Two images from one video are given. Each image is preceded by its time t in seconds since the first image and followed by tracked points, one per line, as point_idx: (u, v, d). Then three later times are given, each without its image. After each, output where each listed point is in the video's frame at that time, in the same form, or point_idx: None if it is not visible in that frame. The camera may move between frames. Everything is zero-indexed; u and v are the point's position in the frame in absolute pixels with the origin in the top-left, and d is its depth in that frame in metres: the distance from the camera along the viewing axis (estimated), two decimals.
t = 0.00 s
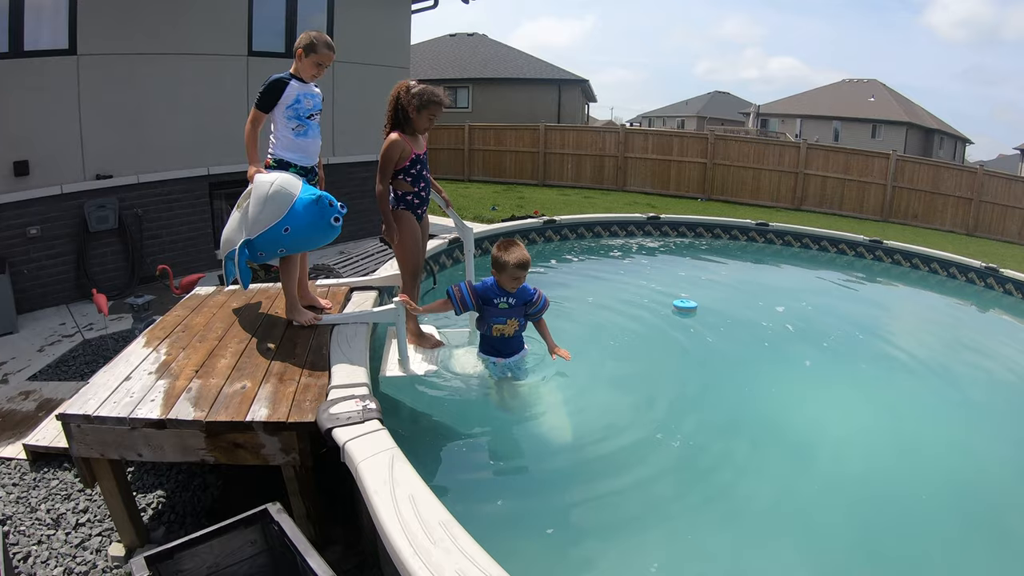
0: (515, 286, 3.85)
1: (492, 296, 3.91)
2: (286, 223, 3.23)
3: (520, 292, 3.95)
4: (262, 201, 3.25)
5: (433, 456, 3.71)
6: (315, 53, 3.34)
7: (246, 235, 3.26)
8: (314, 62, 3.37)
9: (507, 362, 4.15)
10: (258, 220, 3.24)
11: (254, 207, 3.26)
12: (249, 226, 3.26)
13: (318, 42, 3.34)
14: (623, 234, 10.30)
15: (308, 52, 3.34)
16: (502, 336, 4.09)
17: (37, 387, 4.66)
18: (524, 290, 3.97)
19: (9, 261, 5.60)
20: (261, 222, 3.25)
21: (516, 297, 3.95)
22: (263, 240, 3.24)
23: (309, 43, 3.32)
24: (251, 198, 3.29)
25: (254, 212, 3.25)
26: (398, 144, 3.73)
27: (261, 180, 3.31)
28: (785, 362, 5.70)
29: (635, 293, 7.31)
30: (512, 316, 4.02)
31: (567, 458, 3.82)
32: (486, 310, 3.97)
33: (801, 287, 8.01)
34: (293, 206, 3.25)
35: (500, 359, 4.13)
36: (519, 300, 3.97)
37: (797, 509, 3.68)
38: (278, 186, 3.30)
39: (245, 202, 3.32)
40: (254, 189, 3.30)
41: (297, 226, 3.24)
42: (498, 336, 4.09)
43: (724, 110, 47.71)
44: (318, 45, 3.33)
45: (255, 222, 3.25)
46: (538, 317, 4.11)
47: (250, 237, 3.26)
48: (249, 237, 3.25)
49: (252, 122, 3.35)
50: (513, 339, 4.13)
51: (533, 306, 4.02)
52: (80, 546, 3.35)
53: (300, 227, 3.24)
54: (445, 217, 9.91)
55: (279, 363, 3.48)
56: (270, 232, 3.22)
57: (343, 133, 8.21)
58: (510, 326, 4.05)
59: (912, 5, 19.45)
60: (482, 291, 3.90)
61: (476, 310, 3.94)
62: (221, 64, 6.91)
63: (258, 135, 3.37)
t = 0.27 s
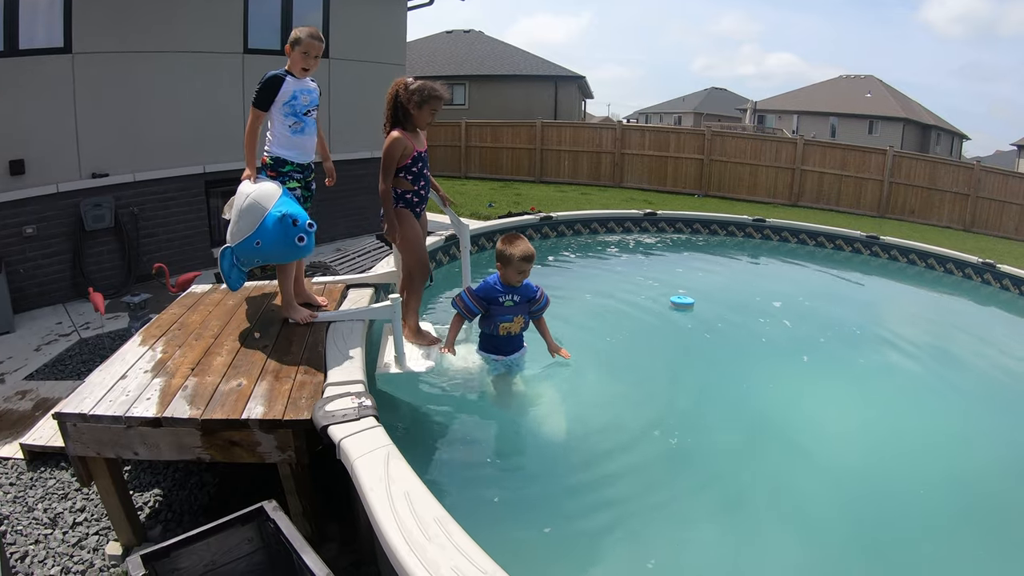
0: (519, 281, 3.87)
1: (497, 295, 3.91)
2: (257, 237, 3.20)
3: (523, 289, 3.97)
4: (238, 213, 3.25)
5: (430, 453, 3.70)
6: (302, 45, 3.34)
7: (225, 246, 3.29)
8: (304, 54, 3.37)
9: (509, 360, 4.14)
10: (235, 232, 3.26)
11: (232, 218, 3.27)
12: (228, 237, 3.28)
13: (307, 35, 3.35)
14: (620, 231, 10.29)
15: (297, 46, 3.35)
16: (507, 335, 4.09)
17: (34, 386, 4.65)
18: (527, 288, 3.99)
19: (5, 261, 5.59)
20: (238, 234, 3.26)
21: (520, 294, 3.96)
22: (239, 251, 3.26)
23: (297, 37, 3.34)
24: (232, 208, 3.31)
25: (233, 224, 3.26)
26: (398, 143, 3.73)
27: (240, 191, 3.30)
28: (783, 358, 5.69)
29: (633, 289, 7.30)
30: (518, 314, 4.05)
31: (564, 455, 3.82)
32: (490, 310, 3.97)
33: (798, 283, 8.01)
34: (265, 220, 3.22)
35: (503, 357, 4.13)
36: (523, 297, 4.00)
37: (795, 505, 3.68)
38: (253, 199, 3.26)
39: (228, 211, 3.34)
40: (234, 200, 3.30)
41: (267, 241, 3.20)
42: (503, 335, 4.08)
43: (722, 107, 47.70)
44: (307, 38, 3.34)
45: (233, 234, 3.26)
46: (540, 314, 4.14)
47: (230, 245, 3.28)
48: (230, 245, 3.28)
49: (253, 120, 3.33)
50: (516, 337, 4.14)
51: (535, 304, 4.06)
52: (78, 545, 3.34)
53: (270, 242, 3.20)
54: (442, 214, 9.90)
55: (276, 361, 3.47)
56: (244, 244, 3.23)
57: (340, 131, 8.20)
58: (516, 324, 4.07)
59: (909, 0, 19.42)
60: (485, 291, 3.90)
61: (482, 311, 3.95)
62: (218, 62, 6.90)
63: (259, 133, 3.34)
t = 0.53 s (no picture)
0: (525, 282, 3.86)
1: (506, 300, 3.89)
2: (244, 252, 3.22)
3: (526, 290, 3.96)
4: (229, 226, 3.28)
5: (432, 457, 3.71)
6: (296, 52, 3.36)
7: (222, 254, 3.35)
8: (301, 60, 3.37)
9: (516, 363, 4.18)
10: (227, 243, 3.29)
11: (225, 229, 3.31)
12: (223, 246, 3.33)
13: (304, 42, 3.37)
14: (621, 235, 10.30)
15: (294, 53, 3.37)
16: (517, 338, 4.11)
17: (36, 391, 4.66)
18: (530, 288, 3.99)
19: (7, 266, 5.61)
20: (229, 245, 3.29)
21: (526, 296, 3.95)
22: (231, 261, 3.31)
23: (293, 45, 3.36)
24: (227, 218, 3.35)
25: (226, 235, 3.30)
26: (408, 151, 3.72)
27: (233, 203, 3.31)
28: (784, 361, 5.70)
29: (634, 293, 7.31)
30: (527, 315, 4.05)
31: (566, 459, 3.83)
32: (502, 316, 3.95)
33: (799, 287, 8.01)
34: (250, 235, 3.22)
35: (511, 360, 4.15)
36: (529, 297, 3.98)
37: (796, 508, 3.69)
38: (241, 212, 3.26)
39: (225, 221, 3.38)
40: (228, 210, 3.33)
41: (252, 256, 3.21)
42: (514, 339, 4.09)
43: (723, 110, 47.76)
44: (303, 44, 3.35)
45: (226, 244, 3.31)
46: (542, 312, 4.17)
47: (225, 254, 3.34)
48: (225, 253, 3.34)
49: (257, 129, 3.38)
50: (522, 338, 4.16)
51: (538, 305, 4.07)
52: (81, 549, 3.35)
53: (254, 258, 3.21)
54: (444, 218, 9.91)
55: (278, 366, 3.47)
56: (233, 255, 3.27)
57: (341, 136, 8.22)
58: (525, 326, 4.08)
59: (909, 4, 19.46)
60: (492, 298, 3.87)
61: (494, 318, 3.93)
62: (220, 67, 6.92)
63: (262, 141, 3.40)
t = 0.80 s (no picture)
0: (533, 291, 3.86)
1: (515, 310, 3.88)
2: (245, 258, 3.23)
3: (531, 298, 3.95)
4: (235, 234, 3.32)
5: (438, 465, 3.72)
6: (307, 62, 3.45)
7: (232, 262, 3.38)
8: (311, 70, 3.47)
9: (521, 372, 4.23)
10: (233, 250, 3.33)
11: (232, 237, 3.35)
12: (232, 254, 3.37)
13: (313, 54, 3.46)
14: (626, 243, 10.32)
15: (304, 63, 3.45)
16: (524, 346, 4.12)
17: (44, 397, 4.68)
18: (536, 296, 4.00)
19: (14, 271, 5.64)
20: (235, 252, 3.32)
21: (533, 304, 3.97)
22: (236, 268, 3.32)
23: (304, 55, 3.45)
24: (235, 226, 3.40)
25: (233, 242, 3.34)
26: (422, 162, 3.75)
27: (239, 211, 3.36)
28: (790, 368, 5.69)
29: (639, 301, 7.32)
30: (533, 324, 4.08)
31: (571, 467, 3.83)
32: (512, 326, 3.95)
33: (805, 294, 8.01)
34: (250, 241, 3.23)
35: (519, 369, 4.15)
36: (535, 306, 4.00)
37: (801, 515, 3.69)
38: (243, 219, 3.29)
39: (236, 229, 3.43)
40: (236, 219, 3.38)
41: (252, 262, 3.21)
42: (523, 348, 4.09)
43: (727, 117, 47.79)
44: (313, 55, 3.44)
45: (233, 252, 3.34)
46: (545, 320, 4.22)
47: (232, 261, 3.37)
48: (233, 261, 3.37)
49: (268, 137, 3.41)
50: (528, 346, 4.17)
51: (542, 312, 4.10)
52: (88, 554, 3.36)
53: (253, 264, 3.21)
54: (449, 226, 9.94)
55: (285, 374, 3.48)
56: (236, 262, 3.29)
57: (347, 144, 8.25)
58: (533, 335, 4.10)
59: (912, 10, 19.50)
60: (504, 310, 3.85)
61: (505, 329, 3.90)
62: (227, 75, 6.96)
63: (272, 149, 3.42)
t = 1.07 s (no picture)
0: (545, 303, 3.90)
1: (528, 322, 3.89)
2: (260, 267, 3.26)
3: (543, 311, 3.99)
4: (249, 244, 3.34)
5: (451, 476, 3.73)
6: (335, 79, 3.43)
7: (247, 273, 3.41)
8: (336, 87, 3.47)
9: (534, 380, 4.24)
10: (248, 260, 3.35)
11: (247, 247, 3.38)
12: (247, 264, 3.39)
13: (338, 68, 3.43)
14: (637, 253, 10.33)
15: (330, 78, 3.44)
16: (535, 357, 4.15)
17: (58, 404, 4.73)
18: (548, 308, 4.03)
19: (27, 279, 5.76)
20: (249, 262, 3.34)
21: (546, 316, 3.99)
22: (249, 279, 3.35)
23: (329, 70, 3.43)
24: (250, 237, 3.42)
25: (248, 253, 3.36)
26: (445, 177, 3.79)
27: (254, 221, 3.39)
28: (801, 378, 5.67)
29: (650, 311, 7.32)
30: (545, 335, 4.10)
31: (584, 477, 3.83)
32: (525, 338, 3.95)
33: (816, 304, 7.99)
34: (264, 250, 3.26)
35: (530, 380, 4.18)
36: (547, 318, 4.03)
37: (815, 525, 3.66)
38: (258, 229, 3.32)
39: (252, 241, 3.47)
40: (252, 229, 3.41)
41: (266, 272, 3.23)
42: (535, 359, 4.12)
43: (737, 125, 47.75)
44: (338, 71, 3.42)
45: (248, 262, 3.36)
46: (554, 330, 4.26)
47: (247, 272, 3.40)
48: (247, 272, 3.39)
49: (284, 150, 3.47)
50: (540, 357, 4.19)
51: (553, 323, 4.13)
52: (103, 561, 3.38)
53: (266, 273, 3.23)
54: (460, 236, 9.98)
55: (301, 385, 3.50)
56: (250, 273, 3.30)
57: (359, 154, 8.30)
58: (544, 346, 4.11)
59: (921, 17, 19.46)
60: (519, 321, 3.87)
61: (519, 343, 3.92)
62: (240, 85, 7.02)
63: (289, 162, 3.49)
